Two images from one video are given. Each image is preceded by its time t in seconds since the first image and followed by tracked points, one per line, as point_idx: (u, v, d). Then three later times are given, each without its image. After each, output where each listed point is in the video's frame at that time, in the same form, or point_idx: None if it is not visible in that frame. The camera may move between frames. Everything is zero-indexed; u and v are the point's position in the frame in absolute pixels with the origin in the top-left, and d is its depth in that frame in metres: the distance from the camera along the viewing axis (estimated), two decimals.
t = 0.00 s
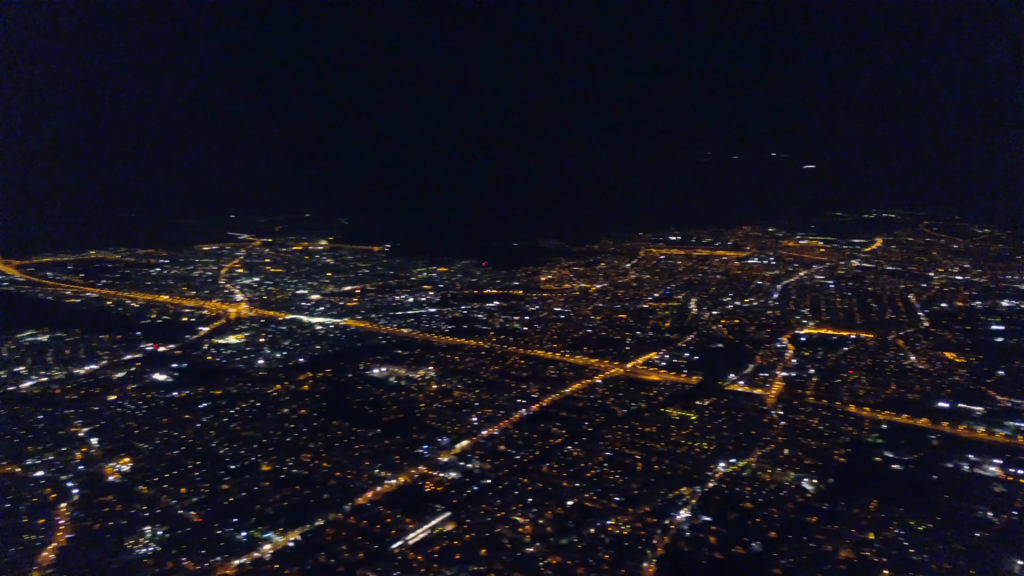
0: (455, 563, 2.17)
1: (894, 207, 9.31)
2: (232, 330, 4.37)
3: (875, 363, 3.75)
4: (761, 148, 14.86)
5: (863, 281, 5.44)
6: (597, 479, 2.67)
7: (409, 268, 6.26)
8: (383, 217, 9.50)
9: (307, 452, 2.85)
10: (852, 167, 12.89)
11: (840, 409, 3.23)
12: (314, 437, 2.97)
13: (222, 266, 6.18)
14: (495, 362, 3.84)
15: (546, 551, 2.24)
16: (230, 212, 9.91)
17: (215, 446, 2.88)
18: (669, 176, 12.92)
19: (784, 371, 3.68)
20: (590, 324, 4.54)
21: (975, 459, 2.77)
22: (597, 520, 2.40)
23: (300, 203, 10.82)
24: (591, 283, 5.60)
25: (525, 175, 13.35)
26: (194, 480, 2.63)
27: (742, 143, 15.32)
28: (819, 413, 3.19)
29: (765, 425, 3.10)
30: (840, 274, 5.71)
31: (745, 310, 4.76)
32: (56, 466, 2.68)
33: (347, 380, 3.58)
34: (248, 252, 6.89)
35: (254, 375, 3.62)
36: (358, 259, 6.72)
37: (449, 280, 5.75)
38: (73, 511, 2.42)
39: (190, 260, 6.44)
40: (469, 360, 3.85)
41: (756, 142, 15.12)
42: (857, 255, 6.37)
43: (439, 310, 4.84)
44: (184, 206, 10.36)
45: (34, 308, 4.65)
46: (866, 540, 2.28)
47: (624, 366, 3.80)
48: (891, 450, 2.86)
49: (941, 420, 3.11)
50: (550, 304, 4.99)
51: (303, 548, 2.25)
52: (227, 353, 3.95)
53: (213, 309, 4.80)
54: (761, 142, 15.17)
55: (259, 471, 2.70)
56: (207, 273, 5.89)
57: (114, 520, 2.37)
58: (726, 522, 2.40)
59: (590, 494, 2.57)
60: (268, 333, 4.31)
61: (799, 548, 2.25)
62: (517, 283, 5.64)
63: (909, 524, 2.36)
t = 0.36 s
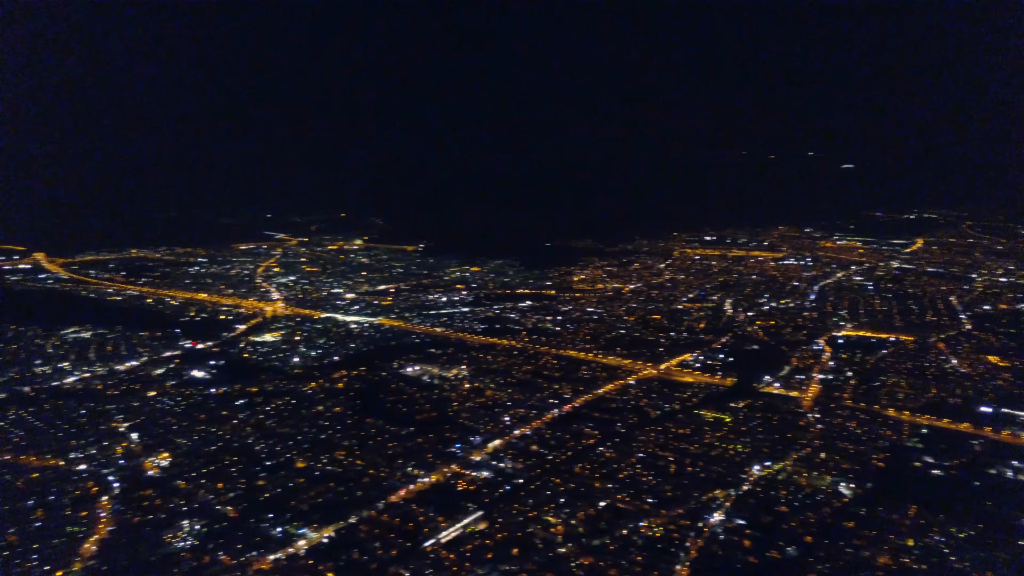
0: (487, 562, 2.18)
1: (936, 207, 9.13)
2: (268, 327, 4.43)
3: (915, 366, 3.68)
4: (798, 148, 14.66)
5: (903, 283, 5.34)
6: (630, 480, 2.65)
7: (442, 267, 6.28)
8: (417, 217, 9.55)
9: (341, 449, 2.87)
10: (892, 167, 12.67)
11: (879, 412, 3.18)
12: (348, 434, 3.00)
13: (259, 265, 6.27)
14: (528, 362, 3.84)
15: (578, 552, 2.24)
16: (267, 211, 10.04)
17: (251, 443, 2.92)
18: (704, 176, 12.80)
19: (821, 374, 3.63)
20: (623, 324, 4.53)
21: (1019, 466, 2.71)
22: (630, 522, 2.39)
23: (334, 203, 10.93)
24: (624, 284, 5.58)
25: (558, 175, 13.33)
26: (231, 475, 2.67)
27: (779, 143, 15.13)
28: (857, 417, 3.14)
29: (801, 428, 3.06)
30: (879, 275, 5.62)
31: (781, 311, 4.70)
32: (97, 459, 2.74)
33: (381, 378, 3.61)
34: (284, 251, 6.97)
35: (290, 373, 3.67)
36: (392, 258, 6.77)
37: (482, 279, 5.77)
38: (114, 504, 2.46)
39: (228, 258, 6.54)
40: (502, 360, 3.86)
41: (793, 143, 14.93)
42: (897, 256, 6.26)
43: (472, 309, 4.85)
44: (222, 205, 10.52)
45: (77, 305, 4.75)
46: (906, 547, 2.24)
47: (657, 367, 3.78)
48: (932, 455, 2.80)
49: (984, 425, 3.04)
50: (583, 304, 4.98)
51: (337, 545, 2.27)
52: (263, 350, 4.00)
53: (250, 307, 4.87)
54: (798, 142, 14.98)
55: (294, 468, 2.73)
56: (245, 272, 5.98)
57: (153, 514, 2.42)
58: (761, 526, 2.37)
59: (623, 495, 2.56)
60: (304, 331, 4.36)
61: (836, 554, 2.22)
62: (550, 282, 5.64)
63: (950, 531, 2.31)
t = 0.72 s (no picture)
0: (521, 561, 2.18)
1: (981, 207, 8.91)
2: (305, 326, 4.49)
3: (959, 370, 3.60)
4: (838, 147, 14.43)
5: (946, 285, 5.22)
6: (664, 482, 2.64)
7: (477, 267, 6.30)
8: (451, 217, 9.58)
9: (376, 447, 2.90)
10: (936, 165, 12.41)
11: (920, 417, 3.12)
12: (383, 432, 3.03)
13: (296, 264, 6.35)
14: (562, 362, 3.83)
15: (612, 553, 2.23)
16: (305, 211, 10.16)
17: (288, 439, 2.95)
18: (741, 176, 12.65)
19: (860, 377, 3.57)
20: (658, 325, 4.50)
21: None
22: (664, 524, 2.38)
23: (370, 203, 11.02)
24: (659, 284, 5.54)
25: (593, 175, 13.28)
26: (269, 471, 2.71)
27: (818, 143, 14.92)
28: (898, 421, 3.08)
29: (840, 432, 3.01)
30: (921, 277, 5.50)
31: (820, 313, 4.63)
32: (139, 454, 2.79)
33: (416, 376, 3.63)
34: (321, 251, 7.05)
35: (327, 371, 3.71)
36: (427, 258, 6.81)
37: (516, 279, 5.77)
38: (155, 498, 2.51)
39: (267, 258, 6.64)
40: (536, 359, 3.86)
41: (833, 143, 14.70)
42: (941, 258, 6.12)
43: (506, 309, 4.85)
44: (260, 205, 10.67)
45: (120, 303, 4.85)
46: (948, 554, 2.18)
47: (693, 368, 3.75)
48: (976, 461, 2.73)
49: None
50: (617, 304, 4.96)
51: (371, 542, 2.29)
52: (300, 348, 4.05)
53: (288, 305, 4.93)
54: (838, 142, 14.74)
55: (330, 465, 2.76)
56: (282, 270, 6.06)
57: (193, 508, 2.46)
58: (798, 530, 2.34)
59: (657, 497, 2.54)
60: (340, 330, 4.41)
61: (874, 560, 2.18)
62: (584, 283, 5.62)
63: (994, 538, 2.24)
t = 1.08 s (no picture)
0: (554, 562, 2.18)
1: None
2: (342, 324, 4.53)
3: (1005, 374, 3.51)
4: (880, 147, 14.17)
5: (992, 287, 5.10)
6: (699, 484, 2.61)
7: (511, 267, 6.31)
8: (486, 217, 9.61)
9: (410, 446, 2.91)
10: (981, 164, 12.13)
11: (964, 422, 3.04)
12: (417, 430, 3.04)
13: (333, 263, 6.41)
14: (597, 363, 3.82)
15: (646, 555, 2.21)
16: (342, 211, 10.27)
17: (324, 436, 2.99)
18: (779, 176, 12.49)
19: (901, 380, 3.50)
20: (694, 326, 4.46)
21: None
22: (699, 526, 2.35)
23: (406, 202, 11.10)
24: (695, 285, 5.49)
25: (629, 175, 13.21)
26: (305, 467, 2.74)
27: (859, 143, 14.68)
28: (940, 426, 3.01)
29: (880, 436, 2.95)
30: (966, 279, 5.38)
31: (860, 315, 4.55)
32: (179, 449, 2.84)
33: (450, 375, 3.65)
34: (357, 250, 7.12)
35: (362, 369, 3.74)
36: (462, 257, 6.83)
37: (551, 279, 5.76)
38: (194, 493, 2.55)
39: (304, 257, 6.72)
40: (571, 360, 3.85)
41: (874, 143, 14.44)
42: (987, 259, 5.98)
43: (540, 309, 4.85)
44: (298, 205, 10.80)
45: (162, 301, 4.95)
46: (992, 564, 2.11)
47: (729, 370, 3.71)
48: (1022, 468, 2.66)
49: None
50: (653, 305, 4.93)
51: (405, 539, 2.30)
52: (336, 346, 4.09)
53: (324, 304, 4.99)
54: (879, 142, 14.48)
55: (365, 462, 2.78)
56: (319, 269, 6.13)
57: (231, 503, 2.50)
58: (836, 536, 2.30)
59: (692, 500, 2.52)
60: (375, 328, 4.44)
61: (915, 567, 2.13)
62: (619, 283, 5.59)
63: None
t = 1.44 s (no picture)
0: (590, 563, 2.17)
1: None
2: (379, 323, 4.57)
3: None
4: (925, 147, 13.87)
5: None
6: (737, 488, 2.58)
7: (547, 267, 6.30)
8: (522, 217, 9.60)
9: (446, 444, 2.93)
10: None
11: (1012, 428, 2.96)
12: (453, 429, 3.05)
13: (371, 263, 6.47)
14: (633, 364, 3.80)
15: (682, 558, 2.20)
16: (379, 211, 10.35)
17: (361, 434, 3.01)
18: (819, 176, 12.29)
19: (946, 385, 3.42)
20: (732, 328, 4.41)
21: None
22: (737, 530, 2.33)
23: (442, 202, 11.15)
24: (734, 286, 5.43)
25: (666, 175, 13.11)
26: (342, 465, 2.77)
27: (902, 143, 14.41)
28: (987, 432, 2.94)
29: (924, 441, 2.89)
30: (1015, 281, 5.24)
31: (903, 318, 4.46)
32: (220, 445, 2.89)
33: (487, 375, 3.66)
34: (394, 250, 7.18)
35: (399, 367, 3.77)
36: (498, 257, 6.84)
37: (587, 279, 5.75)
38: (235, 488, 2.59)
39: (343, 256, 6.79)
40: (607, 361, 3.83)
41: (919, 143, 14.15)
42: None
43: (576, 309, 4.84)
44: (336, 205, 10.91)
45: (204, 299, 5.04)
46: None
47: (768, 373, 3.66)
48: None
49: None
50: (690, 306, 4.89)
51: (441, 538, 2.31)
52: (374, 345, 4.13)
53: (362, 303, 5.03)
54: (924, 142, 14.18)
55: (401, 461, 2.80)
56: (357, 269, 6.19)
57: (270, 499, 2.53)
58: (878, 542, 2.26)
59: (729, 503, 2.49)
60: (413, 327, 4.47)
61: None
62: (656, 284, 5.56)
63: None
